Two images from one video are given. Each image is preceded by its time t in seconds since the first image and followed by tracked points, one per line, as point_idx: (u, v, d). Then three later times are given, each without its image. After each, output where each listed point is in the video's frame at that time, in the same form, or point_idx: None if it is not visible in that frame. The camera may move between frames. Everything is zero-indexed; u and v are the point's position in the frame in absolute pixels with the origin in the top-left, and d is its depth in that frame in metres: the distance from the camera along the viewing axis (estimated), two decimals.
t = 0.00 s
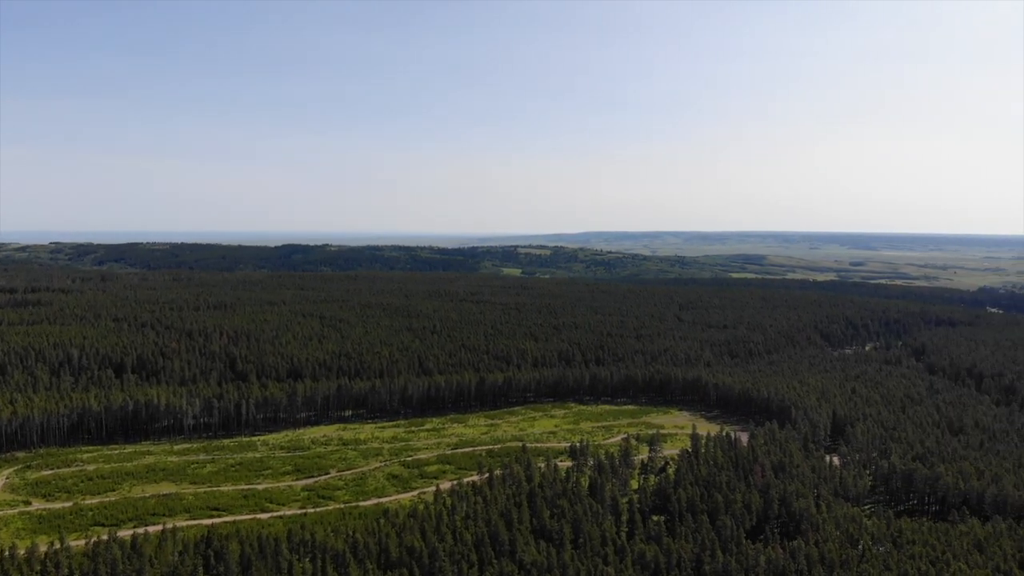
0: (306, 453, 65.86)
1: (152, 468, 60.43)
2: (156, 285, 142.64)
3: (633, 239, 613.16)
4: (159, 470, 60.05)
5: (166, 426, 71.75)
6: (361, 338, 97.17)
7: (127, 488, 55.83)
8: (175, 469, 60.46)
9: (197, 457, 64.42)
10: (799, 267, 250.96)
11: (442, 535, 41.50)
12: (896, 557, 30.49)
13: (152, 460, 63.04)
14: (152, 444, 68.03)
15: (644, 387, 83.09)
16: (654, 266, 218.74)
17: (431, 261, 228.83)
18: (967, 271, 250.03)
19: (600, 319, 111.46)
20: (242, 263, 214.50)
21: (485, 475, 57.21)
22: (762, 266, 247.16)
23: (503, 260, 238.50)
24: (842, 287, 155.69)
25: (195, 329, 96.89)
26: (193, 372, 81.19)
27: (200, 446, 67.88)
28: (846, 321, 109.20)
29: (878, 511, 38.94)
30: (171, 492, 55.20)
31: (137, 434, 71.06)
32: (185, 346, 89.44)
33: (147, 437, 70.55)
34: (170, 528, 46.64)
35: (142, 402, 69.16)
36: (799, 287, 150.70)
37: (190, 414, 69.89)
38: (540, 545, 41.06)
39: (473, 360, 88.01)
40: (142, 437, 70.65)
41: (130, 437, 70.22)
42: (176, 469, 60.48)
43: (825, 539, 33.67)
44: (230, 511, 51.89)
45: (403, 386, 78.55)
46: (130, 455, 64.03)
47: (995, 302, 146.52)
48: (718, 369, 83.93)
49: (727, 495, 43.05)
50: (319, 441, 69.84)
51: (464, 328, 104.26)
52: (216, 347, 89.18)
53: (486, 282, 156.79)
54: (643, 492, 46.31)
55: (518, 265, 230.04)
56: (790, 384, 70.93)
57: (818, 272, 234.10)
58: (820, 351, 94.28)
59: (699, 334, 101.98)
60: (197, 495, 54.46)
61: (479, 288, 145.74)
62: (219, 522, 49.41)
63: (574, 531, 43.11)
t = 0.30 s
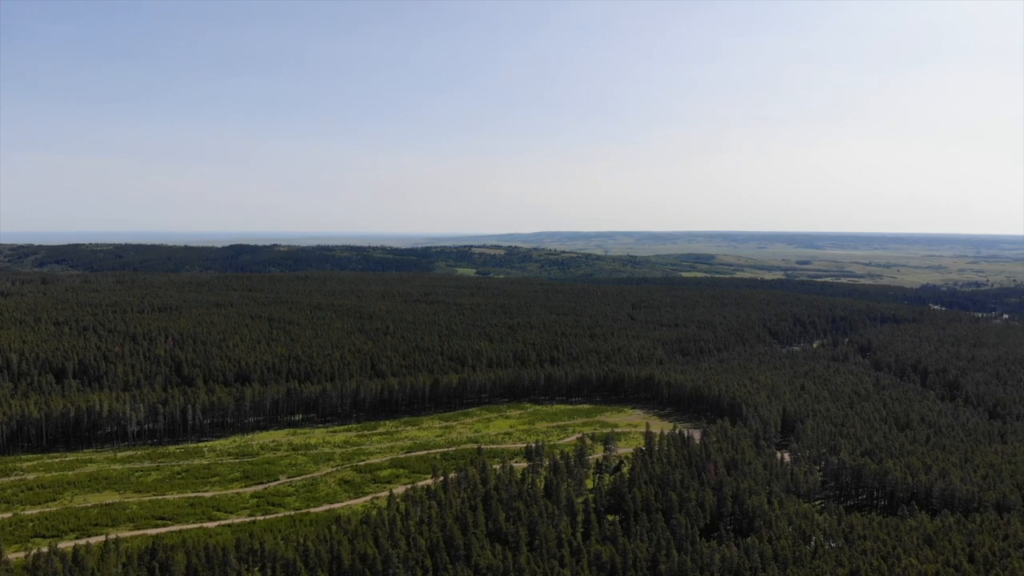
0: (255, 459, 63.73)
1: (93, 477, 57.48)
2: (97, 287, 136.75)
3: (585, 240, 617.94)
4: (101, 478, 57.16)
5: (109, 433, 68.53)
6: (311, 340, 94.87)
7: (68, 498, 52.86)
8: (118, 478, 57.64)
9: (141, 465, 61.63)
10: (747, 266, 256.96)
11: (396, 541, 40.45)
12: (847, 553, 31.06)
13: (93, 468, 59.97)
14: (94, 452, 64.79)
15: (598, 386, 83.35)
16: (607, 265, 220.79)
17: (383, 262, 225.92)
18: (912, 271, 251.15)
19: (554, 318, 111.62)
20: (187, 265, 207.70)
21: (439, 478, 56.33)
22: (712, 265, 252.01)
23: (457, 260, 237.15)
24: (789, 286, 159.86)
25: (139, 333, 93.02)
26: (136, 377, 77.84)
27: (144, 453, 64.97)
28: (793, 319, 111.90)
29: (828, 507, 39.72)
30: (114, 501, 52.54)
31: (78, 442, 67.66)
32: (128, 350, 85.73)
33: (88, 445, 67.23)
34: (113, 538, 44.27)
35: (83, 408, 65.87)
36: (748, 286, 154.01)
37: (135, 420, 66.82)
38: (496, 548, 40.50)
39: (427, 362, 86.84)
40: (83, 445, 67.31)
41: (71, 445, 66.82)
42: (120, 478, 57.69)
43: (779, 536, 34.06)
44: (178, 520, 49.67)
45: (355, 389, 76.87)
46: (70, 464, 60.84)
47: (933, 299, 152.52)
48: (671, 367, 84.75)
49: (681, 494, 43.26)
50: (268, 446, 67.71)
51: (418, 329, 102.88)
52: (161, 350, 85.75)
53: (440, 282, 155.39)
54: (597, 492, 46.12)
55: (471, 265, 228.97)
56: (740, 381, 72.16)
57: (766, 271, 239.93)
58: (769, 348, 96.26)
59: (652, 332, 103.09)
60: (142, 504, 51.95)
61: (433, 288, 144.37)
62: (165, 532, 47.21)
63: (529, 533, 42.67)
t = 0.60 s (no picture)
0: (199, 466, 61.23)
1: (27, 487, 54.21)
2: (28, 290, 129.95)
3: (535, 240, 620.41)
4: (35, 489, 53.96)
5: (44, 441, 64.93)
6: (256, 343, 92.03)
7: (2, 510, 49.63)
8: (55, 488, 54.52)
9: (79, 474, 58.46)
10: (693, 265, 262.23)
11: (345, 549, 39.26)
12: (797, 549, 31.67)
13: (27, 479, 56.56)
14: (27, 461, 61.18)
15: (549, 386, 83.39)
16: (557, 265, 221.94)
17: (331, 262, 221.83)
18: (855, 271, 252.38)
19: (505, 319, 111.30)
20: (124, 267, 199.54)
21: (389, 483, 55.20)
22: (659, 265, 256.18)
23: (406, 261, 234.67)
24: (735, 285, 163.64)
25: (74, 336, 88.56)
26: (73, 383, 74.01)
27: (81, 462, 61.68)
28: (738, 317, 114.41)
29: (777, 504, 40.54)
30: (51, 512, 49.62)
31: (11, 452, 63.86)
32: (63, 354, 81.47)
33: (22, 454, 63.52)
34: (49, 551, 41.74)
35: (16, 415, 62.20)
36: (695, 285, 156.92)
37: (72, 428, 63.44)
38: (448, 553, 39.77)
39: (376, 364, 85.27)
40: (16, 454, 63.56)
41: (4, 454, 63.04)
42: (56, 487, 54.57)
43: (730, 534, 34.66)
44: (118, 531, 47.25)
45: (301, 393, 74.84)
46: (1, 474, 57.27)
47: (871, 297, 158.29)
48: (621, 366, 85.37)
49: (632, 493, 43.39)
50: (212, 453, 65.18)
51: (366, 331, 101.02)
52: (98, 355, 81.78)
53: (389, 283, 153.20)
54: (550, 493, 45.85)
55: (421, 266, 226.88)
56: (688, 379, 73.26)
57: (711, 270, 245.17)
58: (716, 346, 98.04)
59: (602, 331, 103.88)
60: (80, 515, 49.24)
61: (382, 289, 142.22)
62: (104, 544, 44.77)
63: (482, 537, 42.11)
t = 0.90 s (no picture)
0: (136, 474, 58.42)
1: None
2: None
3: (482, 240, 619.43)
4: None
5: None
6: (195, 347, 88.63)
7: None
8: None
9: (8, 484, 55.02)
10: (639, 264, 266.30)
11: (290, 559, 37.87)
12: (746, 546, 32.18)
13: None
14: None
15: (498, 386, 82.99)
16: (505, 264, 221.91)
17: (273, 262, 216.24)
18: (792, 271, 253.90)
19: (453, 319, 110.40)
20: (51, 268, 189.70)
21: (335, 488, 53.76)
22: (605, 264, 258.99)
23: (351, 261, 230.77)
24: (680, 283, 166.79)
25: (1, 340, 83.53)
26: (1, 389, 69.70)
27: (10, 471, 58.08)
28: (682, 315, 116.49)
29: (723, 502, 41.28)
30: None
31: None
32: None
33: None
34: None
35: None
36: (641, 285, 159.08)
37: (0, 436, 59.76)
38: (396, 560, 38.83)
39: (320, 367, 83.24)
40: None
41: None
42: None
43: (678, 532, 35.20)
44: (51, 543, 44.60)
45: (243, 397, 72.36)
46: None
47: (810, 295, 163.73)
48: (569, 365, 85.62)
49: (582, 493, 43.36)
50: (150, 460, 62.30)
51: (310, 334, 98.57)
52: (28, 359, 77.34)
53: (334, 283, 150.04)
54: (499, 494, 45.39)
55: (367, 266, 223.40)
56: (635, 377, 74.07)
57: (656, 270, 249.25)
58: (661, 344, 99.62)
59: (550, 331, 104.19)
60: (12, 527, 46.33)
61: (326, 289, 139.29)
62: (37, 557, 42.16)
63: (430, 542, 41.33)
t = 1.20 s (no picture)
0: (70, 484, 55.36)
1: None
2: None
3: (428, 240, 615.01)
4: None
5: None
6: (131, 351, 84.79)
7: None
8: None
9: None
10: (585, 264, 268.72)
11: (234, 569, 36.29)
12: (695, 545, 32.55)
13: None
14: None
15: (447, 388, 82.10)
16: (452, 264, 220.50)
17: (212, 263, 209.13)
18: (734, 271, 256.19)
19: (399, 320, 108.88)
20: None
21: (281, 495, 52.14)
22: (551, 264, 260.57)
23: (294, 261, 225.22)
24: (626, 283, 169.09)
25: None
26: None
27: None
28: (629, 314, 118.02)
29: (671, 499, 41.80)
30: None
31: None
32: None
33: None
34: None
35: None
36: (587, 284, 160.74)
37: None
38: (343, 567, 37.80)
39: (262, 370, 80.72)
40: None
41: None
42: None
43: (628, 532, 35.53)
44: None
45: (183, 403, 69.53)
46: None
47: (751, 293, 168.36)
48: (517, 366, 85.47)
49: (532, 494, 43.23)
50: (84, 469, 59.14)
51: (252, 337, 95.64)
52: None
53: (277, 284, 146.17)
54: (448, 498, 44.73)
55: (310, 266, 218.35)
56: (583, 376, 74.49)
57: (601, 269, 252.12)
58: (608, 343, 100.58)
59: (498, 331, 103.91)
60: None
61: (268, 291, 135.43)
62: None
63: (378, 548, 40.37)
